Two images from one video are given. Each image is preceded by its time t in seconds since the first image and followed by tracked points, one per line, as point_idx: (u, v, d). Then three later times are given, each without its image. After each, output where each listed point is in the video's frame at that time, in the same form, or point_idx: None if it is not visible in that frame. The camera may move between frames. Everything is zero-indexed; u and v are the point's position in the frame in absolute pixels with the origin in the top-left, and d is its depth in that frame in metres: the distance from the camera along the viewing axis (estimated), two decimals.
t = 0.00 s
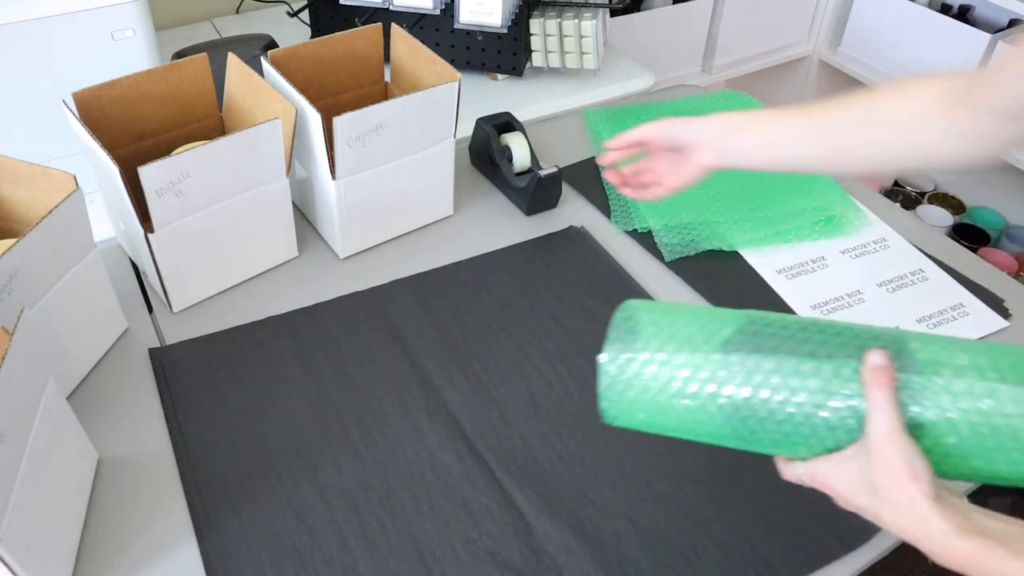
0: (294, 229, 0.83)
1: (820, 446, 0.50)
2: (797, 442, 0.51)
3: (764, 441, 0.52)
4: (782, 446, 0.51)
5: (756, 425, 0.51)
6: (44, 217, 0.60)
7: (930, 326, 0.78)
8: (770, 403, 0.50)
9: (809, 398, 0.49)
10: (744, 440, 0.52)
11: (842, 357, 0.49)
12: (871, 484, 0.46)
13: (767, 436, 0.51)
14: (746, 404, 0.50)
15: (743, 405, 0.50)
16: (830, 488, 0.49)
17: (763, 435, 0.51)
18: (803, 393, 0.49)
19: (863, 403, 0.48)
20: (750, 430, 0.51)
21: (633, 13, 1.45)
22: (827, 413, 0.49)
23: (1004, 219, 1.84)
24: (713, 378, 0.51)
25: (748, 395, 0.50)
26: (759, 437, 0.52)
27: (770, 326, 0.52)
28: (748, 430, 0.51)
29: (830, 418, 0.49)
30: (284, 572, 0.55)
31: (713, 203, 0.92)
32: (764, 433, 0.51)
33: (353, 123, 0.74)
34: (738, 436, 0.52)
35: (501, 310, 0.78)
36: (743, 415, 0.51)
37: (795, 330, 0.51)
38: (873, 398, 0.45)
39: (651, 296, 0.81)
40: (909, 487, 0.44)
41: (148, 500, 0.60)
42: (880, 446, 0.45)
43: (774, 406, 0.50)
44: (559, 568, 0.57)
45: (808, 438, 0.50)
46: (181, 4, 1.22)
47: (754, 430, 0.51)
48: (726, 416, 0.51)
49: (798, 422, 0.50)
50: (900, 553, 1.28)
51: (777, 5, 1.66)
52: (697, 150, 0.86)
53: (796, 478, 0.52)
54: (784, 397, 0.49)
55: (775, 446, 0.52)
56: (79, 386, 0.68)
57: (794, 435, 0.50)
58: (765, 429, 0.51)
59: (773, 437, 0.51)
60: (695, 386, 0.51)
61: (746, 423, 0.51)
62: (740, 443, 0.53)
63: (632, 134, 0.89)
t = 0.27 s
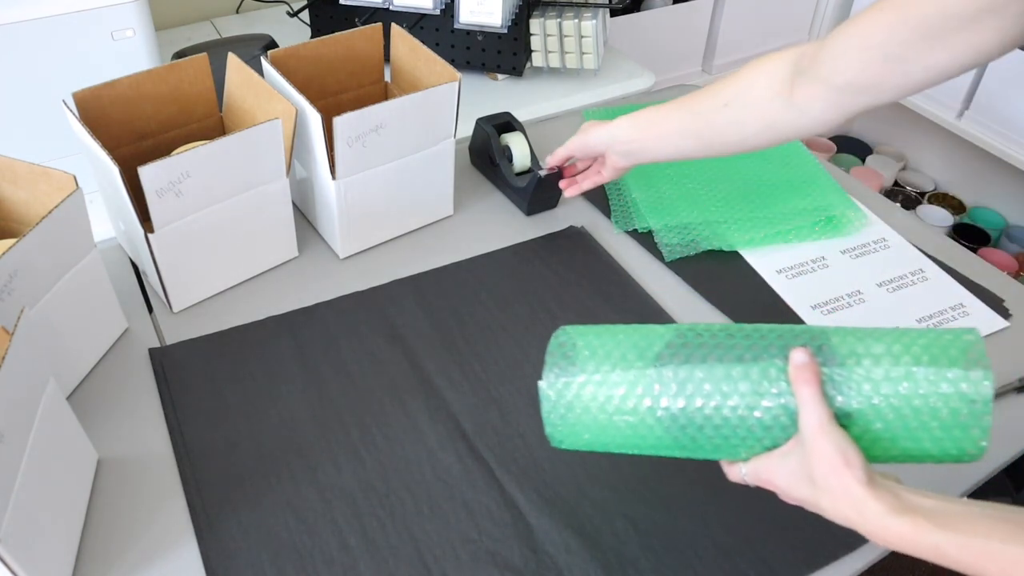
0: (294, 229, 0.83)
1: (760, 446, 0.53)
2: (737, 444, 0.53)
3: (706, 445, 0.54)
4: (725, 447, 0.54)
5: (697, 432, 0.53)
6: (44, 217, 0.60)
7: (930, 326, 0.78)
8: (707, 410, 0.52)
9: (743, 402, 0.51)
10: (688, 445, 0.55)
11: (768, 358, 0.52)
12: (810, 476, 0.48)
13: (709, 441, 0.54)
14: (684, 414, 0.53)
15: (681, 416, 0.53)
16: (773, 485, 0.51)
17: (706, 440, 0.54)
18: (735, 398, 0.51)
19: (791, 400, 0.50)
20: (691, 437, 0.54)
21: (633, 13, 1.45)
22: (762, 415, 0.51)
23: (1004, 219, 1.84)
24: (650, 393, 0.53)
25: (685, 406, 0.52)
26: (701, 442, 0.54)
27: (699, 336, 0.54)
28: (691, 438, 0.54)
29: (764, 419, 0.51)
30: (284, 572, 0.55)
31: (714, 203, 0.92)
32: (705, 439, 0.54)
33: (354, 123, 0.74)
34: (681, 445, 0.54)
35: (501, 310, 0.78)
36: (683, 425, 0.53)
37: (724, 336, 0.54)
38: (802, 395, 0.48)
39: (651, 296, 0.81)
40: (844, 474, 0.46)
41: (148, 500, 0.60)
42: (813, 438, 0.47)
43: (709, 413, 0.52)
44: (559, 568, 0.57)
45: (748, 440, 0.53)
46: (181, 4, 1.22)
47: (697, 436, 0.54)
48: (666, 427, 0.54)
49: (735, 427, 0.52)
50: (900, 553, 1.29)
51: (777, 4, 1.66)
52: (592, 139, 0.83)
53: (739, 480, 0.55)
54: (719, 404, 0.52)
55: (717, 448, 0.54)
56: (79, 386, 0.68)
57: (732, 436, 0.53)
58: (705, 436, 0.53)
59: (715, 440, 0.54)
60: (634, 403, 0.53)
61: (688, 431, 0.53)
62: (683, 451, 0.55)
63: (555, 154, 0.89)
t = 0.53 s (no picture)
0: (294, 229, 0.83)
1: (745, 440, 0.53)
2: (722, 438, 0.54)
3: (692, 438, 0.55)
4: (710, 440, 0.54)
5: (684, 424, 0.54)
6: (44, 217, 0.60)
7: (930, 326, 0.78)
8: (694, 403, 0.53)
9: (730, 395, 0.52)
10: (674, 439, 0.55)
11: (755, 351, 0.52)
12: (796, 467, 0.48)
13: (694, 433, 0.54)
14: (670, 406, 0.53)
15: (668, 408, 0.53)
16: (758, 477, 0.51)
17: (692, 433, 0.54)
18: (722, 390, 0.52)
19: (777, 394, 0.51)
20: (677, 429, 0.54)
21: (633, 13, 1.45)
22: (748, 409, 0.52)
23: (1004, 219, 1.84)
24: (637, 384, 0.53)
25: (672, 397, 0.53)
26: (687, 435, 0.54)
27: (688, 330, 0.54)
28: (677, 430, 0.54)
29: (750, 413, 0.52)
30: (284, 572, 0.55)
31: (714, 203, 0.92)
32: (691, 432, 0.54)
33: (354, 123, 0.74)
34: (666, 437, 0.55)
35: (501, 310, 0.78)
36: (670, 418, 0.53)
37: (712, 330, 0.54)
38: (788, 387, 0.48)
39: (651, 296, 0.81)
40: (829, 465, 0.46)
41: (148, 500, 0.60)
42: (799, 428, 0.47)
43: (695, 405, 0.53)
44: (559, 568, 0.57)
45: (733, 433, 0.53)
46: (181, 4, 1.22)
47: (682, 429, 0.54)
48: (652, 419, 0.54)
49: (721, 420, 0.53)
50: (900, 553, 1.29)
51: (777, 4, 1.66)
52: (592, 125, 0.82)
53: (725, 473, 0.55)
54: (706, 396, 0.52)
55: (703, 441, 0.55)
56: (79, 386, 0.68)
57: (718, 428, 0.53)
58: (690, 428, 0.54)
59: (700, 433, 0.54)
60: (620, 394, 0.54)
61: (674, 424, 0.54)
62: (668, 444, 0.55)
63: (556, 145, 0.88)
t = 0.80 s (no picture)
0: (294, 229, 0.83)
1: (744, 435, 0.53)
2: (723, 433, 0.54)
3: (690, 432, 0.55)
4: (710, 435, 0.54)
5: (683, 416, 0.54)
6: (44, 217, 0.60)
7: (930, 326, 0.78)
8: (694, 395, 0.53)
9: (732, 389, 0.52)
10: (673, 432, 0.55)
11: (758, 346, 0.52)
12: (794, 461, 0.48)
13: (693, 427, 0.54)
14: (671, 397, 0.53)
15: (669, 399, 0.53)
16: (756, 472, 0.51)
17: (690, 426, 0.54)
18: (723, 382, 0.52)
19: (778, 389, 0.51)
20: (677, 421, 0.54)
21: (633, 13, 1.45)
22: (749, 403, 0.52)
23: (1004, 219, 1.84)
24: (639, 374, 0.53)
25: (673, 389, 0.53)
26: (687, 428, 0.54)
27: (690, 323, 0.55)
28: (676, 423, 0.54)
29: (751, 407, 0.52)
30: (284, 572, 0.55)
31: (714, 203, 0.91)
32: (691, 425, 0.54)
33: (354, 123, 0.74)
34: (666, 430, 0.55)
35: (501, 310, 0.78)
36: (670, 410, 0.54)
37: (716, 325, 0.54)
38: (790, 379, 0.48)
39: (651, 296, 0.81)
40: (826, 457, 0.46)
41: (148, 500, 0.60)
42: (798, 420, 0.47)
43: (696, 398, 0.53)
44: (559, 568, 0.57)
45: (733, 428, 0.53)
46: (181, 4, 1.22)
47: (681, 422, 0.54)
48: (652, 410, 0.54)
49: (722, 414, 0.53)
50: (900, 553, 1.29)
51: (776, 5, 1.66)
52: (607, 131, 0.81)
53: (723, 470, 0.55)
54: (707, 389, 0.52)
55: (702, 435, 0.55)
56: (79, 386, 0.68)
57: (716, 422, 0.53)
58: (690, 421, 0.54)
59: (699, 426, 0.54)
60: (622, 383, 0.54)
61: (674, 416, 0.54)
62: (667, 437, 0.55)
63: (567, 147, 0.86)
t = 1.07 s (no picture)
0: (294, 229, 0.83)
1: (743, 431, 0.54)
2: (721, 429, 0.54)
3: (689, 428, 0.55)
4: (709, 431, 0.54)
5: (683, 413, 0.54)
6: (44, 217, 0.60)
7: (930, 327, 0.78)
8: (693, 391, 0.53)
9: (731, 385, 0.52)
10: (672, 429, 0.55)
11: (757, 342, 0.52)
12: (792, 457, 0.48)
13: (692, 424, 0.54)
14: (670, 393, 0.53)
15: (668, 395, 0.53)
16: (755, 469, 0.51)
17: (689, 423, 0.54)
18: (722, 378, 0.52)
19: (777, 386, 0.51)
20: (675, 418, 0.54)
21: (633, 13, 1.45)
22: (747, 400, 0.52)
23: (1004, 219, 1.84)
24: (638, 370, 0.53)
25: (671, 386, 0.53)
26: (685, 425, 0.54)
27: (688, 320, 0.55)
28: (674, 420, 0.54)
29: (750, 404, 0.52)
30: (284, 572, 0.55)
31: (714, 203, 0.91)
32: (689, 422, 0.54)
33: (354, 123, 0.74)
34: (665, 426, 0.55)
35: (501, 310, 0.78)
36: (668, 406, 0.53)
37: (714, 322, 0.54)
38: (788, 376, 0.48)
39: (651, 296, 0.81)
40: (825, 454, 0.46)
41: (148, 500, 0.60)
42: (796, 417, 0.47)
43: (695, 393, 0.53)
44: (560, 568, 0.57)
45: (732, 424, 0.53)
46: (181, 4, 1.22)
47: (680, 418, 0.54)
48: (651, 407, 0.54)
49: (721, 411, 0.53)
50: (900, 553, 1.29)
51: (776, 5, 1.66)
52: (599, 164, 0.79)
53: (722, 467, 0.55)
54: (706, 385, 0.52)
55: (701, 431, 0.55)
56: (79, 386, 0.68)
57: (715, 418, 0.53)
58: (688, 417, 0.54)
59: (697, 422, 0.54)
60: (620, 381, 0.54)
61: (673, 413, 0.54)
62: (666, 434, 0.55)
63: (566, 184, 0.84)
